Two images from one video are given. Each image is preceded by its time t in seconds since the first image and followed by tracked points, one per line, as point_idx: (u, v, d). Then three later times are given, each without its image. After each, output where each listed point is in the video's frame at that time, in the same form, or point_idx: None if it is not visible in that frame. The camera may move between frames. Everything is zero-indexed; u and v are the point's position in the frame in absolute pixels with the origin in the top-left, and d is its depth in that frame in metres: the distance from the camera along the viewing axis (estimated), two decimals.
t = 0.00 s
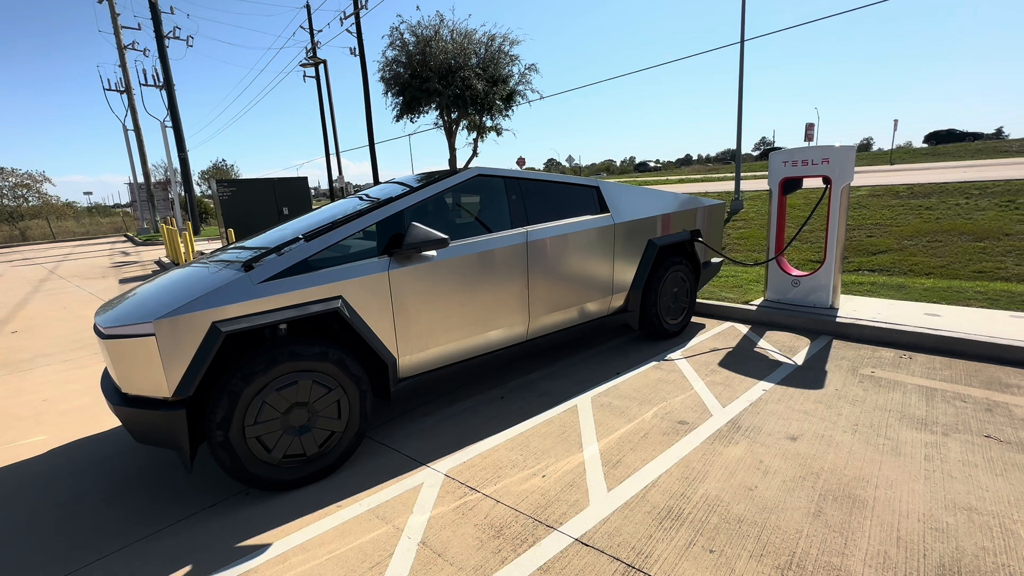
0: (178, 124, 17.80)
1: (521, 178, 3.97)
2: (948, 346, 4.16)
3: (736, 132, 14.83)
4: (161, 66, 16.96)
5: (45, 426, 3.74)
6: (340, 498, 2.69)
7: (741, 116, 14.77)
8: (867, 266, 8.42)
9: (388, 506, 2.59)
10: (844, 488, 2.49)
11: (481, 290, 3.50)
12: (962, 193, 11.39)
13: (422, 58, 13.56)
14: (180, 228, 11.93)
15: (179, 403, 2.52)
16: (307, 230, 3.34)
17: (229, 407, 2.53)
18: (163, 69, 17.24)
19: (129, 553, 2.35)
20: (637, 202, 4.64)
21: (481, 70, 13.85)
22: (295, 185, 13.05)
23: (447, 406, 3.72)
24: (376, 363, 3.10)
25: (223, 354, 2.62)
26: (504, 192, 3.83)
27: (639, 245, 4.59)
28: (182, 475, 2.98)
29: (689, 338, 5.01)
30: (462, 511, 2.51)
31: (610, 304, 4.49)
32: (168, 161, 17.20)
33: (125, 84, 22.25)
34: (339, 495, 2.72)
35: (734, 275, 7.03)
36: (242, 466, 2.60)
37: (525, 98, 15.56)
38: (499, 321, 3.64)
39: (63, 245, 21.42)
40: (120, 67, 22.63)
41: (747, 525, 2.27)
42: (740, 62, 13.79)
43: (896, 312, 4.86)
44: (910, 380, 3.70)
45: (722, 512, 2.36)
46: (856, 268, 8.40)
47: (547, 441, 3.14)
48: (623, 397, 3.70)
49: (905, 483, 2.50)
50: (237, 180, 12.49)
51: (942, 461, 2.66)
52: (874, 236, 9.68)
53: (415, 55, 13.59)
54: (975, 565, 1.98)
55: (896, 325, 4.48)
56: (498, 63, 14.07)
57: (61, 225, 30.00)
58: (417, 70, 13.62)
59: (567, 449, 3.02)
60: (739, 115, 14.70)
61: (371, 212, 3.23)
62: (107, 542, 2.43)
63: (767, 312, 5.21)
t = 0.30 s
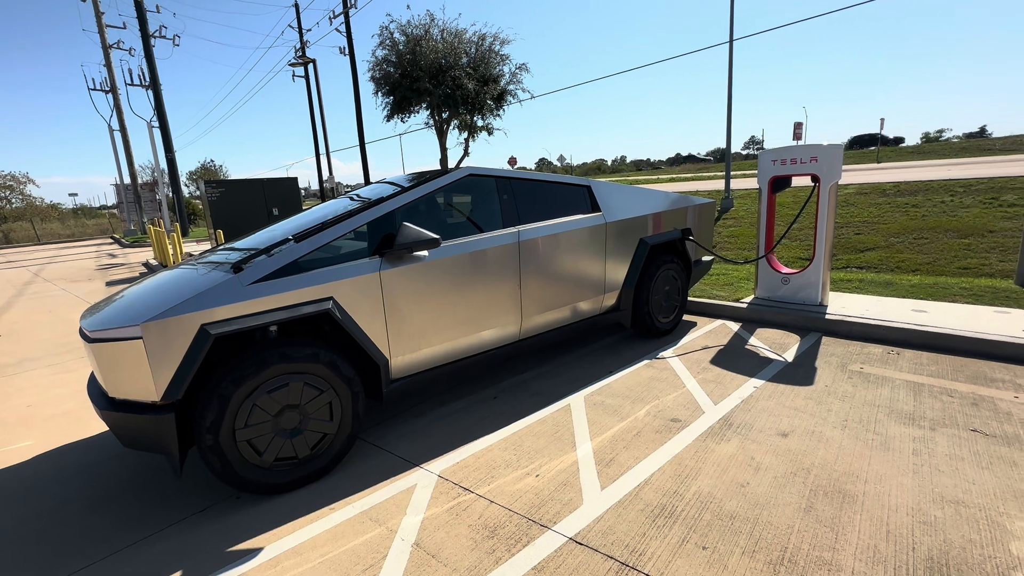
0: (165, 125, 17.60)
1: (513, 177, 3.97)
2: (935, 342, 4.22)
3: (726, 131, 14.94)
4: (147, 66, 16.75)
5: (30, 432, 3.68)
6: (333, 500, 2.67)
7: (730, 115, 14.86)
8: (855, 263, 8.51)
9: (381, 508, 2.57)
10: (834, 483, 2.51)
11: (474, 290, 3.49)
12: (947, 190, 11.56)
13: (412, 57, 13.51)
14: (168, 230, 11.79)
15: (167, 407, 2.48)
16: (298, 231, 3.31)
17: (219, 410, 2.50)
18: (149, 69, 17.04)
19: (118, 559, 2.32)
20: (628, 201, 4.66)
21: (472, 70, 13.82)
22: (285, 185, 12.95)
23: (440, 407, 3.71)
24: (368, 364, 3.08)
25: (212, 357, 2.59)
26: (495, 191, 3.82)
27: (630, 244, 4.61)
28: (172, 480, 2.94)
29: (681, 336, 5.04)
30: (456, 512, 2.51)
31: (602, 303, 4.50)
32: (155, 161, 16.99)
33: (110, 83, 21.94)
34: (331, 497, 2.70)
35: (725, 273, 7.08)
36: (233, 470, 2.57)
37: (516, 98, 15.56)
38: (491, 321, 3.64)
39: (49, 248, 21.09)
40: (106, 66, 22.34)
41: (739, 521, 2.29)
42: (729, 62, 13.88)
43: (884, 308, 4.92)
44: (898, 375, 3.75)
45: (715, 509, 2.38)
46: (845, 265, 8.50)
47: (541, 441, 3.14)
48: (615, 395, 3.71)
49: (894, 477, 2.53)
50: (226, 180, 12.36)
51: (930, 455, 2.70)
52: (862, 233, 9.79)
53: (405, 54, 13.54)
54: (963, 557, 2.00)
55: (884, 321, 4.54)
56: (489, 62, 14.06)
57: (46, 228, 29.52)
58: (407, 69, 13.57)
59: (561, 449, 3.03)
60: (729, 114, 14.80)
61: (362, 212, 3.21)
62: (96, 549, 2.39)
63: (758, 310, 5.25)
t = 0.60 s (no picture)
0: (149, 123, 17.32)
1: (502, 176, 3.95)
2: (920, 337, 4.29)
3: (714, 130, 15.05)
4: (130, 63, 16.47)
5: (9, 438, 3.59)
6: (323, 504, 2.64)
7: (718, 113, 14.95)
8: (841, 260, 8.62)
9: (372, 510, 2.55)
10: (822, 478, 2.54)
11: (464, 289, 3.47)
12: (930, 188, 11.75)
13: (400, 55, 13.43)
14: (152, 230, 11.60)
15: (152, 411, 2.44)
16: (285, 231, 3.26)
17: (205, 414, 2.46)
18: (132, 66, 16.75)
19: (102, 567, 2.27)
20: (618, 199, 4.67)
21: (461, 68, 13.77)
22: (272, 184, 12.81)
23: (431, 407, 3.69)
24: (358, 365, 3.05)
25: (198, 359, 2.55)
26: (485, 190, 3.81)
27: (620, 242, 4.61)
28: (157, 484, 2.89)
29: (671, 334, 5.06)
30: (448, 513, 2.49)
31: (593, 301, 4.50)
32: (139, 160, 16.71)
33: (91, 80, 21.52)
34: (321, 500, 2.68)
35: (714, 271, 7.13)
36: (220, 474, 2.53)
37: (505, 96, 15.54)
38: (482, 320, 3.62)
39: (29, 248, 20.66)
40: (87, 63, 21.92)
41: (730, 518, 2.30)
42: (717, 60, 13.97)
43: (870, 305, 4.98)
44: (884, 371, 3.80)
45: (706, 506, 2.39)
46: (831, 262, 8.60)
47: (532, 440, 3.14)
48: (606, 393, 3.72)
49: (881, 472, 2.56)
50: (212, 180, 12.20)
51: (916, 449, 2.74)
52: (848, 230, 9.92)
53: (393, 52, 13.45)
54: (948, 550, 2.03)
55: (870, 317, 4.60)
56: (478, 60, 14.01)
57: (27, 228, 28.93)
58: (395, 67, 13.48)
59: (552, 448, 3.02)
60: (717, 112, 14.88)
61: (350, 212, 3.18)
62: (79, 556, 2.34)
63: (746, 307, 5.30)
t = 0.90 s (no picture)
0: (133, 120, 17.04)
1: (491, 173, 3.92)
2: (905, 333, 4.33)
3: (703, 128, 15.13)
4: (113, 59, 16.19)
5: None
6: (309, 506, 2.60)
7: (707, 111, 15.01)
8: (828, 257, 8.71)
9: (359, 512, 2.51)
10: (811, 474, 2.55)
11: (452, 287, 3.44)
12: (914, 186, 11.91)
13: (389, 52, 13.32)
14: (137, 229, 11.40)
15: (131, 413, 2.38)
16: (270, 228, 3.21)
17: (187, 416, 2.40)
18: (115, 61, 16.43)
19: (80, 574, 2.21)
20: (607, 196, 4.66)
21: (450, 65, 13.70)
22: (259, 182, 12.66)
23: (420, 406, 3.65)
24: (345, 365, 3.01)
25: (179, 360, 2.49)
26: (473, 187, 3.77)
27: (610, 239, 4.60)
28: (139, 488, 2.82)
29: (661, 331, 5.06)
30: (436, 514, 2.46)
31: (583, 299, 4.49)
32: (123, 158, 16.44)
33: (73, 77, 21.09)
34: (308, 502, 2.63)
35: (703, 268, 7.16)
36: (203, 478, 2.48)
37: (495, 94, 15.49)
38: (471, 319, 3.59)
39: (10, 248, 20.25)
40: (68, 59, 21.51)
41: (719, 515, 2.30)
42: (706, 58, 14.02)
43: (857, 301, 5.02)
44: (871, 366, 3.83)
45: (695, 504, 2.39)
46: (819, 259, 8.68)
47: (522, 439, 3.12)
48: (596, 391, 3.71)
49: (868, 467, 2.58)
50: (198, 178, 12.02)
51: (902, 444, 2.76)
52: (835, 228, 10.02)
53: (382, 49, 13.34)
54: (934, 544, 2.05)
55: (857, 314, 4.64)
56: (467, 58, 13.95)
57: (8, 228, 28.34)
58: (384, 64, 13.37)
59: (542, 446, 3.01)
60: (706, 110, 14.94)
61: (336, 209, 3.13)
62: (56, 563, 2.27)
63: (735, 304, 5.32)
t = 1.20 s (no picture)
0: (117, 115, 16.72)
1: (482, 169, 3.86)
2: (896, 329, 4.34)
3: (694, 125, 15.15)
4: (96, 52, 15.84)
5: None
6: (297, 510, 2.54)
7: (698, 108, 15.03)
8: (818, 253, 8.76)
9: (348, 516, 2.46)
10: (805, 472, 2.53)
11: (443, 285, 3.38)
12: (902, 183, 12.02)
13: (378, 46, 13.16)
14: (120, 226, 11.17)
15: (110, 417, 2.29)
16: (255, 225, 3.13)
17: (169, 419, 2.33)
18: (97, 54, 16.08)
19: None
20: (600, 193, 4.62)
21: (440, 61, 13.57)
22: (247, 178, 12.48)
23: (411, 406, 3.59)
24: (333, 365, 2.94)
25: (160, 361, 2.41)
26: (464, 183, 3.71)
27: (602, 236, 4.57)
28: (120, 493, 2.73)
29: (653, 329, 5.04)
30: (428, 517, 2.41)
31: (575, 296, 4.46)
32: (106, 154, 16.12)
33: (54, 70, 20.61)
34: (296, 506, 2.57)
35: (695, 265, 7.16)
36: (186, 482, 2.40)
37: (486, 89, 15.39)
38: (462, 317, 3.54)
39: None
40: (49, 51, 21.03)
41: (715, 515, 2.27)
42: (697, 54, 14.02)
43: (848, 298, 5.04)
44: (863, 363, 3.84)
45: (690, 504, 2.36)
46: (808, 256, 8.73)
47: (515, 438, 3.07)
48: (590, 390, 3.67)
49: (863, 465, 2.57)
50: (184, 174, 11.80)
51: (895, 442, 2.75)
52: (824, 224, 10.09)
53: (371, 44, 13.18)
54: (930, 543, 2.03)
55: (848, 310, 4.64)
56: (458, 53, 13.83)
57: None
58: (373, 59, 13.21)
59: (535, 446, 2.96)
60: (697, 107, 14.97)
61: (324, 205, 3.06)
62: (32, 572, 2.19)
63: (728, 301, 5.31)
